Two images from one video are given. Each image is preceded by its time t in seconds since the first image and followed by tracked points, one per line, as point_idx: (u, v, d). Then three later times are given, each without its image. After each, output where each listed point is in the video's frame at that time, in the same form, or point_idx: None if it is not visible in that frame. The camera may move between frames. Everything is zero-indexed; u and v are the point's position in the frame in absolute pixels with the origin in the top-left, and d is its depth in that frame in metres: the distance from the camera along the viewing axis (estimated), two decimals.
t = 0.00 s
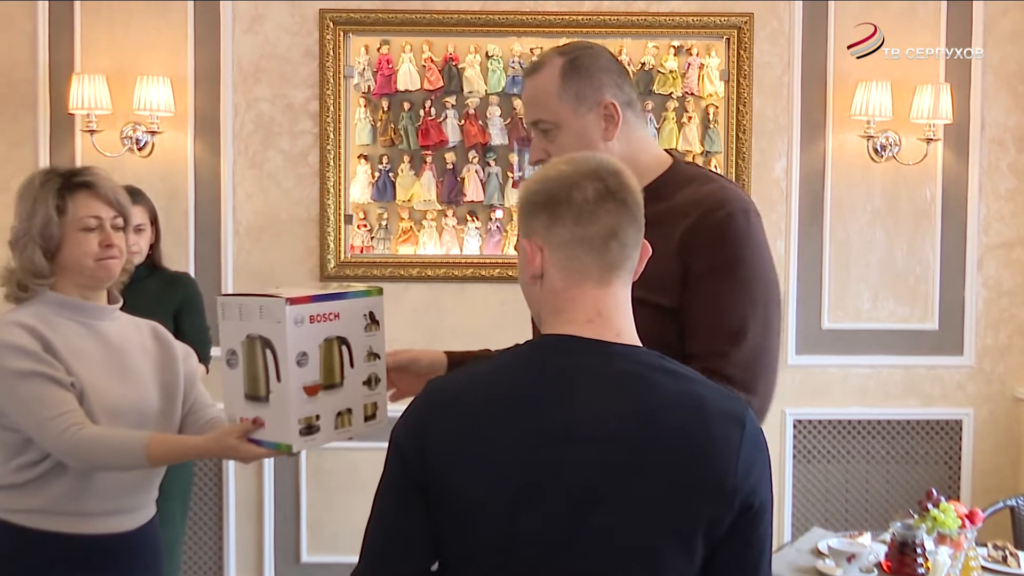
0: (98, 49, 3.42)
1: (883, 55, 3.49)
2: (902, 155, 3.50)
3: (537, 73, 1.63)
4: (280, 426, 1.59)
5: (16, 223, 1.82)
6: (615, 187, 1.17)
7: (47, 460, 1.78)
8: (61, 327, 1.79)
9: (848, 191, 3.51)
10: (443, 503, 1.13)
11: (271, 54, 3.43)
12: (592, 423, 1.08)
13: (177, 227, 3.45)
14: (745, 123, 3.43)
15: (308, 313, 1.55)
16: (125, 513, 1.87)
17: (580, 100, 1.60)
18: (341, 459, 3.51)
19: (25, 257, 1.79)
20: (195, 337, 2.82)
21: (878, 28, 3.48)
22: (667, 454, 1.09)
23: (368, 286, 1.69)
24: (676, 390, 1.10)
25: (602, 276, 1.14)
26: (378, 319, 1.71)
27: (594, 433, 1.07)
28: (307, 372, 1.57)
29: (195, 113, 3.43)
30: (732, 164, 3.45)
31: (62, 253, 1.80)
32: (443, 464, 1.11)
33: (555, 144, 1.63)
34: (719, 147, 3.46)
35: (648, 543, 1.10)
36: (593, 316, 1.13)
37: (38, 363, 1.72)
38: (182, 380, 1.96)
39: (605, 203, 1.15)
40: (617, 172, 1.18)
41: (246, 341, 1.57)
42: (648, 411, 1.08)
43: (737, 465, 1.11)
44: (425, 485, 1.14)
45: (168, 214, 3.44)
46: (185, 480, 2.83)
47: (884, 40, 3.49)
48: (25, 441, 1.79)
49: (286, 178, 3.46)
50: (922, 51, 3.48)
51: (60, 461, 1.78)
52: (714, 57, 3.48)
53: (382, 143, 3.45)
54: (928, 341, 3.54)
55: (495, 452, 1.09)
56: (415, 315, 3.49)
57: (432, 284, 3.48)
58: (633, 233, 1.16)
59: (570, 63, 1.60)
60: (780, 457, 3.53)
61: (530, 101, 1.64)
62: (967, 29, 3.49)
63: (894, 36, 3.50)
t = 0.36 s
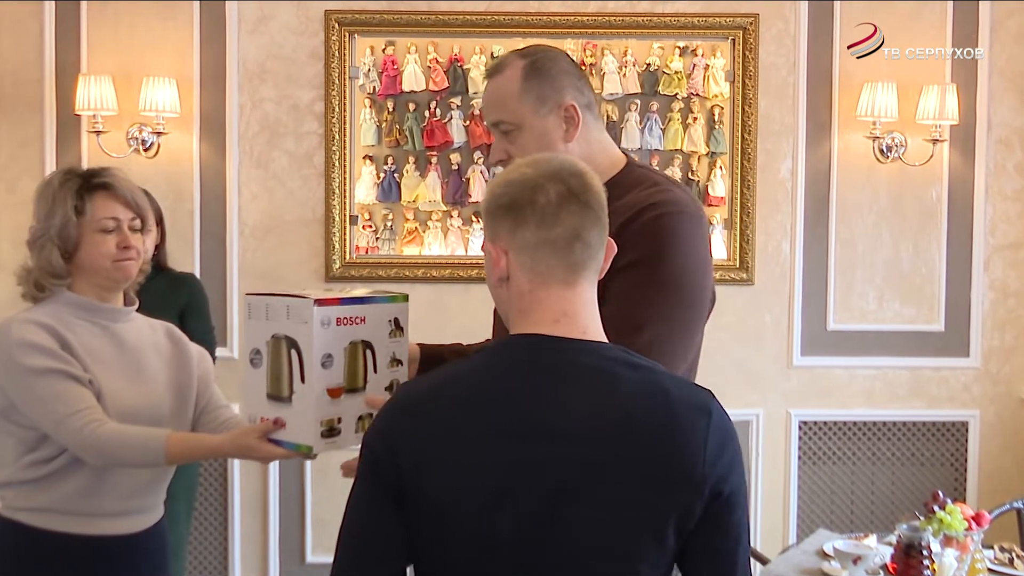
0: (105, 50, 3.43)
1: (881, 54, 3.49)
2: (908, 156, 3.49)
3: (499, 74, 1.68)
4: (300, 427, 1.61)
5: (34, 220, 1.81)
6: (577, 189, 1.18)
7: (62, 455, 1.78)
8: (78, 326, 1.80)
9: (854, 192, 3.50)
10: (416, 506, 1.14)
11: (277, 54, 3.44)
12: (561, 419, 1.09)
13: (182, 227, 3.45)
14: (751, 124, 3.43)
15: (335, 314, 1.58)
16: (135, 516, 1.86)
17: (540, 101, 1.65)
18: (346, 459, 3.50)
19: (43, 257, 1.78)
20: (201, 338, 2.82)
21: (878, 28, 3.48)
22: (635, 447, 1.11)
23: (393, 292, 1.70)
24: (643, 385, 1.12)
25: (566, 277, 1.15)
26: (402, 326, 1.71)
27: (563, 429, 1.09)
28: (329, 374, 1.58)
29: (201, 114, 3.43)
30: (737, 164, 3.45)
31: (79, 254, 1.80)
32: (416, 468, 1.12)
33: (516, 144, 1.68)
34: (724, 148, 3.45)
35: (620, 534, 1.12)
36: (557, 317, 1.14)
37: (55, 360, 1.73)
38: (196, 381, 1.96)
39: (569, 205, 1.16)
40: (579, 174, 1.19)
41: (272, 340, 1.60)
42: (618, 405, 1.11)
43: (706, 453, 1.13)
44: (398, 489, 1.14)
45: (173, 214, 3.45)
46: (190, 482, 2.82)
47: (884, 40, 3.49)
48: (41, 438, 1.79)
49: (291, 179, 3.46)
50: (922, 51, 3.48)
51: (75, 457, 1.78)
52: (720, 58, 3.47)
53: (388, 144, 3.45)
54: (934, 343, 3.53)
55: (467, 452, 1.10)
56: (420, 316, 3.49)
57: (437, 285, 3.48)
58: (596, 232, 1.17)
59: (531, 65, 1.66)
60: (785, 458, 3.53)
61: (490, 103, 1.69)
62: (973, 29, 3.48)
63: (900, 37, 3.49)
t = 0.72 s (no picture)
0: (115, 50, 3.43)
1: (883, 55, 3.48)
2: (917, 157, 3.48)
3: (473, 82, 1.64)
4: (316, 438, 1.61)
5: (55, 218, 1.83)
6: (529, 193, 1.15)
7: (76, 454, 1.78)
8: (93, 328, 1.80)
9: (864, 193, 3.49)
10: (369, 505, 1.13)
11: (286, 55, 3.44)
12: (507, 416, 1.07)
13: (192, 227, 3.46)
14: (760, 125, 3.43)
15: (355, 327, 1.52)
16: (146, 517, 1.86)
17: (516, 107, 1.62)
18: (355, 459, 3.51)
19: (63, 254, 1.80)
20: (210, 337, 2.84)
21: (878, 29, 3.47)
22: (583, 445, 1.08)
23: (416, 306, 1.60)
24: (590, 380, 1.10)
25: (518, 278, 1.13)
26: (423, 338, 1.63)
27: (509, 426, 1.07)
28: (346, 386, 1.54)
29: (210, 114, 3.44)
30: (746, 165, 3.44)
31: (98, 252, 1.81)
32: (365, 467, 1.11)
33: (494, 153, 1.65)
34: (733, 149, 3.45)
35: (568, 533, 1.10)
36: (510, 317, 1.11)
37: (71, 360, 1.73)
38: (210, 382, 1.96)
39: (520, 210, 1.14)
40: (531, 177, 1.17)
41: (291, 349, 1.58)
42: (565, 401, 1.08)
43: (656, 450, 1.10)
44: (350, 489, 1.14)
45: (183, 214, 3.45)
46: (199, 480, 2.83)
47: (884, 40, 3.48)
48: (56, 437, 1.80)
49: (300, 179, 3.46)
50: (922, 51, 3.47)
51: (90, 455, 1.78)
52: (728, 58, 3.46)
53: (396, 144, 3.46)
54: (944, 344, 3.52)
55: (414, 450, 1.09)
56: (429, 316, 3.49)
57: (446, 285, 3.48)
58: (549, 236, 1.14)
59: (505, 73, 1.62)
60: (795, 459, 3.52)
61: (464, 113, 1.66)
62: (983, 29, 3.47)
63: (910, 38, 3.48)
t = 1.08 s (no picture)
0: (147, 52, 3.47)
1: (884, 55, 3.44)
2: (950, 156, 3.44)
3: (504, 83, 1.63)
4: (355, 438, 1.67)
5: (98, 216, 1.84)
6: (501, 192, 1.12)
7: (113, 450, 1.80)
8: (131, 327, 1.81)
9: (896, 193, 3.46)
10: (356, 513, 1.10)
11: (315, 56, 3.46)
12: (494, 417, 1.05)
13: (223, 228, 3.48)
14: (790, 124, 3.40)
15: (398, 330, 1.59)
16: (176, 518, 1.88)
17: (552, 109, 1.61)
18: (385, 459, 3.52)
19: (112, 250, 1.80)
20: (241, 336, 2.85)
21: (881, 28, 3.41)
22: (572, 442, 1.06)
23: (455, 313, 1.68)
24: (575, 375, 1.07)
25: (493, 278, 1.10)
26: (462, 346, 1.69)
27: (496, 427, 1.05)
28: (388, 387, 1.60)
29: (241, 115, 3.46)
30: (776, 165, 3.42)
31: (147, 250, 1.83)
32: (351, 477, 1.07)
33: (528, 154, 1.63)
34: (763, 148, 3.42)
35: (560, 531, 1.07)
36: (485, 317, 1.08)
37: (111, 357, 1.75)
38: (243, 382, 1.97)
39: (492, 208, 1.11)
40: (505, 177, 1.14)
41: (335, 350, 1.68)
42: (551, 397, 1.06)
43: (641, 439, 1.08)
44: (335, 499, 1.10)
45: (214, 215, 3.48)
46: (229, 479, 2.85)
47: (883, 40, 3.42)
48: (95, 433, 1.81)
49: (329, 180, 3.48)
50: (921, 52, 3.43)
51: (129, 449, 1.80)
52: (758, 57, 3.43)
53: (425, 145, 3.46)
54: (978, 346, 3.48)
55: (400, 456, 1.06)
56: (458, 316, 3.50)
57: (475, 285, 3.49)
58: (522, 233, 1.10)
59: (538, 73, 1.61)
60: (826, 460, 3.49)
61: (495, 114, 1.64)
62: (1018, 27, 3.42)
63: (944, 36, 3.44)
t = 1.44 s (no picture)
0: (175, 54, 3.50)
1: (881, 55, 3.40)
2: (980, 155, 3.40)
3: (575, 78, 1.49)
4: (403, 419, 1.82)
5: (142, 208, 1.84)
6: (509, 191, 1.09)
7: (147, 441, 1.82)
8: (165, 321, 1.84)
9: (924, 193, 3.42)
10: (362, 517, 1.07)
11: (341, 57, 3.48)
12: (497, 418, 1.00)
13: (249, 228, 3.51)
14: (818, 124, 3.38)
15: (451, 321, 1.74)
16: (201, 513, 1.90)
17: (628, 107, 1.52)
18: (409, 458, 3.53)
19: (155, 245, 1.81)
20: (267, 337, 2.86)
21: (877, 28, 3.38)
22: (575, 443, 1.01)
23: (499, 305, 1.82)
24: (579, 374, 1.02)
25: (501, 278, 1.06)
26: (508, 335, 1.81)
27: (499, 427, 1.00)
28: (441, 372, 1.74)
29: (268, 116, 3.49)
30: (803, 165, 3.40)
31: (188, 248, 1.85)
32: (354, 478, 1.04)
33: (606, 151, 1.51)
34: (790, 148, 3.40)
35: (568, 532, 1.03)
36: (491, 318, 1.05)
37: (148, 346, 1.77)
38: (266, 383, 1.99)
39: (499, 208, 1.08)
40: (512, 177, 1.10)
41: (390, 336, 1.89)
42: (555, 397, 1.01)
43: (649, 439, 1.02)
44: (339, 501, 1.07)
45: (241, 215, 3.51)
46: (256, 477, 2.83)
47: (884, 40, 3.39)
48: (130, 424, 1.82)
49: (355, 180, 3.50)
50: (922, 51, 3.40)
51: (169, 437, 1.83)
52: (785, 56, 3.41)
53: (450, 145, 3.47)
54: (1008, 347, 3.44)
55: (403, 457, 1.02)
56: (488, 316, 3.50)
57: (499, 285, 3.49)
58: (530, 233, 1.07)
59: (610, 69, 1.50)
60: (852, 462, 3.47)
61: (560, 110, 1.51)
62: None
63: (974, 34, 3.40)
